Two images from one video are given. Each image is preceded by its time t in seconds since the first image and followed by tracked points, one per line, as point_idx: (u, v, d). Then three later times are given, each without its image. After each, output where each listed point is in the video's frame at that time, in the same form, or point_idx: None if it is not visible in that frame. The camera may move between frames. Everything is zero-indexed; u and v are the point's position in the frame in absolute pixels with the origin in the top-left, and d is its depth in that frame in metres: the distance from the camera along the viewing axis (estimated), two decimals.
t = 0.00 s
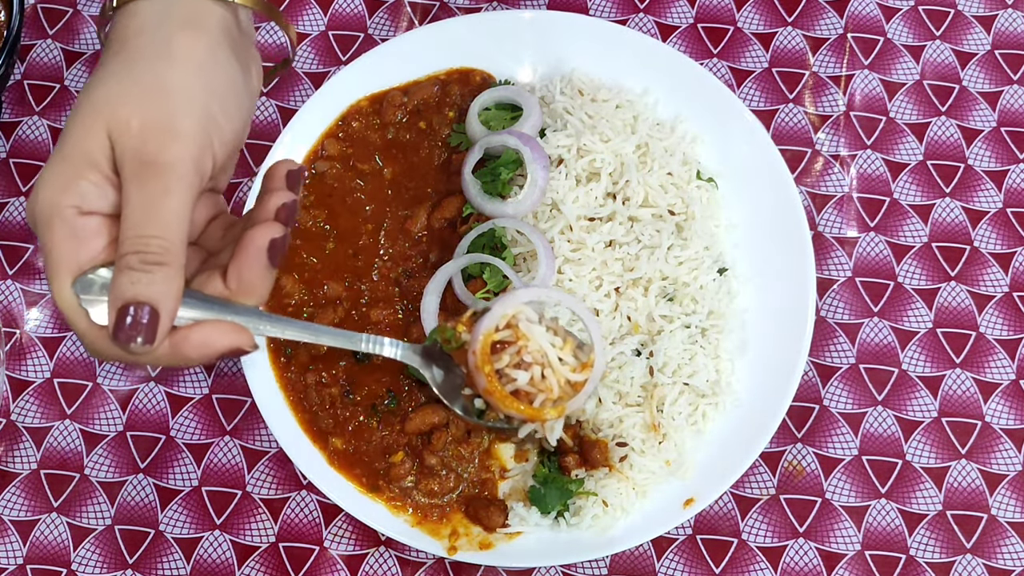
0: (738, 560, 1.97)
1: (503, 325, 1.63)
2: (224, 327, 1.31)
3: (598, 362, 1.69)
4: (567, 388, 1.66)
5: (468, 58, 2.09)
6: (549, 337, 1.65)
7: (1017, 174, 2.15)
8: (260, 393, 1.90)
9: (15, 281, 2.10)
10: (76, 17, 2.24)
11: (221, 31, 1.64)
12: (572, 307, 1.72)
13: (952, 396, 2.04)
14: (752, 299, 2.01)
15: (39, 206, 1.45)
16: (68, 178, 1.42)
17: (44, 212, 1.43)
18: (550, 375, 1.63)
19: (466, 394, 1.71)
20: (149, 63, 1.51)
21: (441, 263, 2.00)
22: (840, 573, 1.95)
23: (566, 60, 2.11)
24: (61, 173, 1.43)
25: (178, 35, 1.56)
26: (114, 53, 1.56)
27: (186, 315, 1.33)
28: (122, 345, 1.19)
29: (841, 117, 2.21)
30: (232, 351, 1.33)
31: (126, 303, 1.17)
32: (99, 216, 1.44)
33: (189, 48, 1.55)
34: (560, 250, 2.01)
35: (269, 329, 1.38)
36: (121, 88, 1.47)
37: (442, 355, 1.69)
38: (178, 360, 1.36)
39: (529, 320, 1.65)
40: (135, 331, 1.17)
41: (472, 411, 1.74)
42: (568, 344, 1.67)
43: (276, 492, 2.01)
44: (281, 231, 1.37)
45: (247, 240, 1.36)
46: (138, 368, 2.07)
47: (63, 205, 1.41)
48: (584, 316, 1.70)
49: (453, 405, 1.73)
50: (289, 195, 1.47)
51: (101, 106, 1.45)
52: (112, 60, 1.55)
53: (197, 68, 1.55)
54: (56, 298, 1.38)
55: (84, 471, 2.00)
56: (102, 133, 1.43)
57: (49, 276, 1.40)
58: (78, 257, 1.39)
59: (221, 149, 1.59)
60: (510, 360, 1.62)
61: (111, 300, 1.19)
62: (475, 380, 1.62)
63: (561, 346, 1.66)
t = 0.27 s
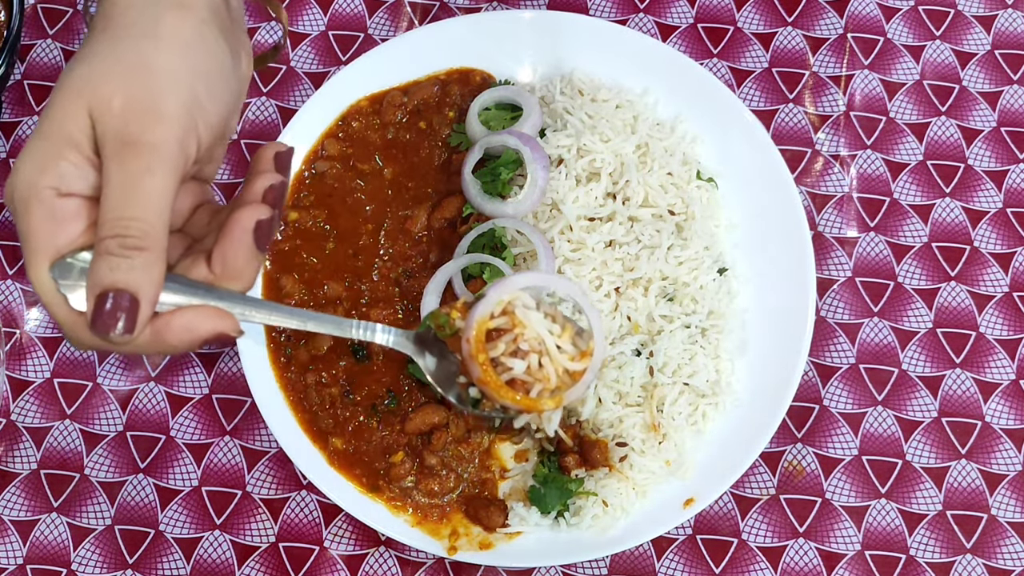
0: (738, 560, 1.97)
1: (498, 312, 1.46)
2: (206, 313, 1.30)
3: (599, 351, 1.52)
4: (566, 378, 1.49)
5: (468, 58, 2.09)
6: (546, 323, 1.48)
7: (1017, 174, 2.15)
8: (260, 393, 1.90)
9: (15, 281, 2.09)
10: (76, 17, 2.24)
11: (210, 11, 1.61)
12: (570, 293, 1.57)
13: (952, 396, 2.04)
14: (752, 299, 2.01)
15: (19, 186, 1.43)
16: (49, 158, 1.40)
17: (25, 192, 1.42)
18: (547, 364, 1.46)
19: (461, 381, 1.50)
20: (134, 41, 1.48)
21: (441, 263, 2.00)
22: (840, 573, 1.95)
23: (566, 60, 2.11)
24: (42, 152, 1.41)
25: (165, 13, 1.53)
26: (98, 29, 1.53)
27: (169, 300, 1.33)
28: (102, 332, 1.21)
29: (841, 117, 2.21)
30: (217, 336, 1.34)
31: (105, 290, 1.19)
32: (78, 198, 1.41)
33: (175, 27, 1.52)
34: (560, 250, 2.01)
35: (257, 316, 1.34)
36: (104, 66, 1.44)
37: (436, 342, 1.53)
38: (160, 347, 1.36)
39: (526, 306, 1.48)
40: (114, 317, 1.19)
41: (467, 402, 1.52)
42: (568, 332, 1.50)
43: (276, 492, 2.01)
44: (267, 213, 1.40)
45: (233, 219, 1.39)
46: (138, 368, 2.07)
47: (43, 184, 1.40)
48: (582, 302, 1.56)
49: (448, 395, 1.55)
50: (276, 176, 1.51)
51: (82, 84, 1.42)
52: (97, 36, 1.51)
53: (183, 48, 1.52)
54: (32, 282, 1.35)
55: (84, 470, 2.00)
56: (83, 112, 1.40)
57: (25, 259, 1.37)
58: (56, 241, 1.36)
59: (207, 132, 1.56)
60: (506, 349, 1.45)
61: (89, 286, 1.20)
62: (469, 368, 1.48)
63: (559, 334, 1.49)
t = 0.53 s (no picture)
0: (738, 560, 1.97)
1: (505, 303, 1.38)
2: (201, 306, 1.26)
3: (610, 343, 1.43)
4: (575, 371, 1.40)
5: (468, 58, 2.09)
6: (553, 313, 1.40)
7: (1017, 174, 2.15)
8: (260, 393, 1.90)
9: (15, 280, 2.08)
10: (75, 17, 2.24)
11: None
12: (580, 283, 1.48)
13: (952, 396, 2.04)
14: (752, 299, 2.02)
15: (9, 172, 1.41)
16: (39, 143, 1.38)
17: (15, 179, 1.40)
18: (555, 357, 1.37)
19: (464, 375, 1.48)
20: (128, 25, 1.46)
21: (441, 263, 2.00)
22: (840, 573, 1.95)
23: (566, 60, 2.11)
24: (33, 137, 1.39)
25: None
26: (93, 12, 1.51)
27: (162, 293, 1.29)
28: (92, 326, 1.18)
29: (841, 117, 2.21)
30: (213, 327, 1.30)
31: (96, 281, 1.16)
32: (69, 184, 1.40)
33: (171, 11, 1.50)
34: (560, 250, 2.01)
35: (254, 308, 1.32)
36: (97, 49, 1.42)
37: (439, 334, 1.50)
38: (155, 343, 1.32)
39: (533, 297, 1.40)
40: (105, 310, 1.16)
41: (472, 396, 1.49)
42: (577, 323, 1.41)
43: (276, 492, 2.01)
44: (264, 201, 1.41)
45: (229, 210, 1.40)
46: (138, 368, 2.07)
47: (34, 171, 1.38)
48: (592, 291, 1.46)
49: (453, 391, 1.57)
50: (273, 164, 1.52)
51: (75, 67, 1.40)
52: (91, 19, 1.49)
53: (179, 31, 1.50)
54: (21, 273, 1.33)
55: (84, 471, 2.00)
56: (75, 96, 1.38)
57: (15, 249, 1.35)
58: (45, 230, 1.34)
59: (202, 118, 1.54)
60: (512, 342, 1.37)
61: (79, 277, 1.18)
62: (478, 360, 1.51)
63: (568, 325, 1.40)
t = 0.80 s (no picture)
0: (738, 560, 1.97)
1: (505, 283, 1.40)
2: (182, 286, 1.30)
3: (611, 325, 1.47)
4: (578, 353, 1.43)
5: (468, 58, 2.09)
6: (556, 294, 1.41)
7: (1017, 174, 2.15)
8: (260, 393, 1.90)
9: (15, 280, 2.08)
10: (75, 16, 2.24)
11: None
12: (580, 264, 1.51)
13: (952, 396, 2.04)
14: (751, 298, 2.02)
15: None
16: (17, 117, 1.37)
17: None
18: (558, 339, 1.39)
19: (464, 359, 1.45)
20: None
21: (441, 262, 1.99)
22: (840, 573, 1.95)
23: (566, 60, 2.11)
24: (13, 111, 1.38)
25: None
26: None
27: (146, 274, 1.31)
28: (74, 308, 1.19)
29: (841, 117, 2.21)
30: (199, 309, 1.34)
31: (77, 263, 1.17)
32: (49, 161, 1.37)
33: None
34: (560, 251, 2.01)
35: (242, 290, 1.31)
36: (78, 20, 1.40)
37: (438, 317, 1.47)
38: (136, 324, 1.36)
39: (535, 278, 1.42)
40: (88, 290, 1.18)
41: (472, 379, 1.48)
42: (580, 304, 1.44)
43: (277, 492, 2.01)
44: (253, 178, 1.37)
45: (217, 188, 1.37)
46: (139, 368, 2.07)
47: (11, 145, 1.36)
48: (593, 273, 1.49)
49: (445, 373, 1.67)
50: (263, 140, 1.47)
51: (56, 40, 1.38)
52: None
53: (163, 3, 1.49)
54: None
55: (84, 470, 2.00)
56: (55, 68, 1.36)
57: None
58: (25, 209, 1.32)
59: (188, 93, 1.54)
60: (514, 324, 1.39)
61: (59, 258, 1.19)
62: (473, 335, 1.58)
63: (571, 307, 1.42)
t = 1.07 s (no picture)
0: (738, 560, 1.97)
1: (502, 262, 1.28)
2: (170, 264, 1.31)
3: (615, 307, 1.35)
4: (580, 337, 1.31)
5: (468, 58, 2.09)
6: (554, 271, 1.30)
7: (1017, 174, 2.15)
8: (260, 393, 1.90)
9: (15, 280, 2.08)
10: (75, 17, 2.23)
11: None
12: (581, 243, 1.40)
13: (952, 396, 2.04)
14: (751, 298, 2.02)
15: None
16: None
17: None
18: (559, 321, 1.27)
19: (459, 343, 1.35)
20: None
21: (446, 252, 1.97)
22: (840, 573, 1.95)
23: (566, 60, 2.11)
24: None
25: None
26: None
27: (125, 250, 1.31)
28: (49, 286, 1.18)
29: (841, 117, 2.20)
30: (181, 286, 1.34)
31: (51, 237, 1.16)
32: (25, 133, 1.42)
33: None
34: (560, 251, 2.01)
35: (223, 266, 1.30)
36: None
37: (432, 298, 1.38)
38: (114, 303, 1.34)
39: (534, 256, 1.30)
40: (65, 266, 1.17)
41: (468, 364, 1.37)
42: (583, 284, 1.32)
43: (277, 492, 2.01)
44: (237, 149, 1.36)
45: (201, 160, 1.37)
46: (139, 368, 2.07)
47: None
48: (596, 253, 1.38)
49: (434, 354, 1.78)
50: (249, 111, 1.42)
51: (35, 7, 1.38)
52: None
53: None
54: None
55: (84, 470, 2.00)
56: (33, 37, 1.37)
57: None
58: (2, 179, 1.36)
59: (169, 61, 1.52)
60: (511, 305, 1.27)
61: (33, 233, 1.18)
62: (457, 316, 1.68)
63: (572, 287, 1.30)
